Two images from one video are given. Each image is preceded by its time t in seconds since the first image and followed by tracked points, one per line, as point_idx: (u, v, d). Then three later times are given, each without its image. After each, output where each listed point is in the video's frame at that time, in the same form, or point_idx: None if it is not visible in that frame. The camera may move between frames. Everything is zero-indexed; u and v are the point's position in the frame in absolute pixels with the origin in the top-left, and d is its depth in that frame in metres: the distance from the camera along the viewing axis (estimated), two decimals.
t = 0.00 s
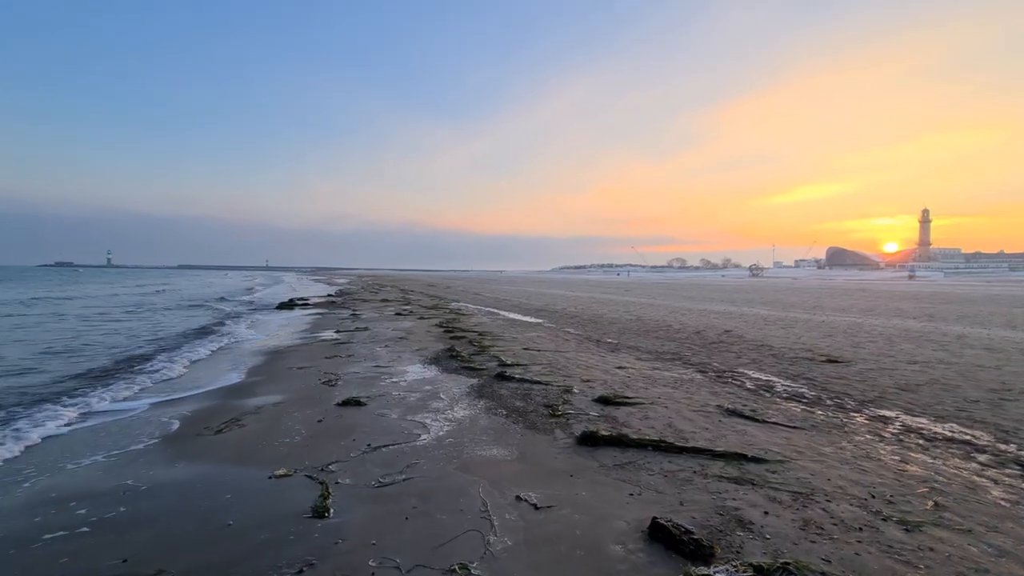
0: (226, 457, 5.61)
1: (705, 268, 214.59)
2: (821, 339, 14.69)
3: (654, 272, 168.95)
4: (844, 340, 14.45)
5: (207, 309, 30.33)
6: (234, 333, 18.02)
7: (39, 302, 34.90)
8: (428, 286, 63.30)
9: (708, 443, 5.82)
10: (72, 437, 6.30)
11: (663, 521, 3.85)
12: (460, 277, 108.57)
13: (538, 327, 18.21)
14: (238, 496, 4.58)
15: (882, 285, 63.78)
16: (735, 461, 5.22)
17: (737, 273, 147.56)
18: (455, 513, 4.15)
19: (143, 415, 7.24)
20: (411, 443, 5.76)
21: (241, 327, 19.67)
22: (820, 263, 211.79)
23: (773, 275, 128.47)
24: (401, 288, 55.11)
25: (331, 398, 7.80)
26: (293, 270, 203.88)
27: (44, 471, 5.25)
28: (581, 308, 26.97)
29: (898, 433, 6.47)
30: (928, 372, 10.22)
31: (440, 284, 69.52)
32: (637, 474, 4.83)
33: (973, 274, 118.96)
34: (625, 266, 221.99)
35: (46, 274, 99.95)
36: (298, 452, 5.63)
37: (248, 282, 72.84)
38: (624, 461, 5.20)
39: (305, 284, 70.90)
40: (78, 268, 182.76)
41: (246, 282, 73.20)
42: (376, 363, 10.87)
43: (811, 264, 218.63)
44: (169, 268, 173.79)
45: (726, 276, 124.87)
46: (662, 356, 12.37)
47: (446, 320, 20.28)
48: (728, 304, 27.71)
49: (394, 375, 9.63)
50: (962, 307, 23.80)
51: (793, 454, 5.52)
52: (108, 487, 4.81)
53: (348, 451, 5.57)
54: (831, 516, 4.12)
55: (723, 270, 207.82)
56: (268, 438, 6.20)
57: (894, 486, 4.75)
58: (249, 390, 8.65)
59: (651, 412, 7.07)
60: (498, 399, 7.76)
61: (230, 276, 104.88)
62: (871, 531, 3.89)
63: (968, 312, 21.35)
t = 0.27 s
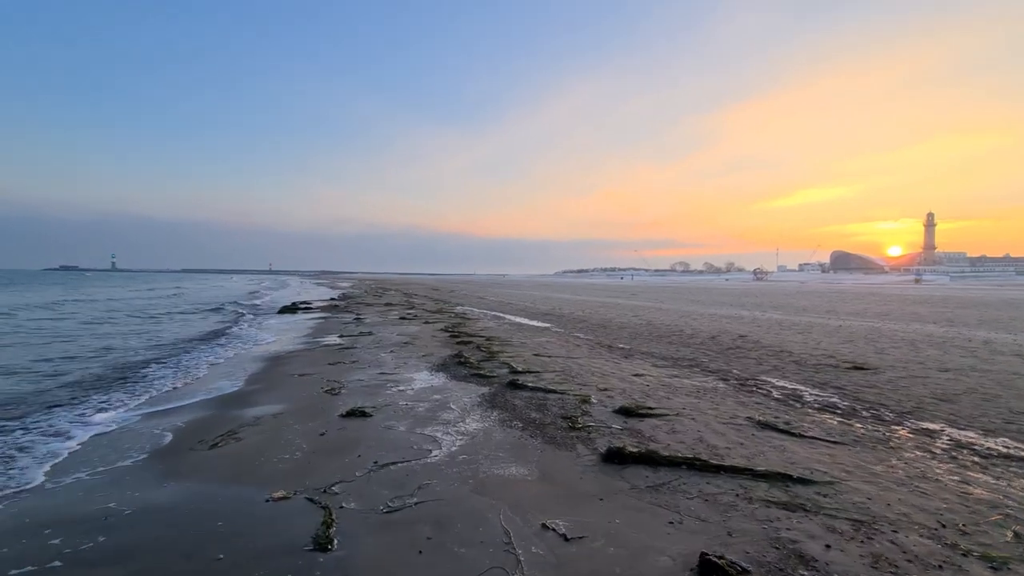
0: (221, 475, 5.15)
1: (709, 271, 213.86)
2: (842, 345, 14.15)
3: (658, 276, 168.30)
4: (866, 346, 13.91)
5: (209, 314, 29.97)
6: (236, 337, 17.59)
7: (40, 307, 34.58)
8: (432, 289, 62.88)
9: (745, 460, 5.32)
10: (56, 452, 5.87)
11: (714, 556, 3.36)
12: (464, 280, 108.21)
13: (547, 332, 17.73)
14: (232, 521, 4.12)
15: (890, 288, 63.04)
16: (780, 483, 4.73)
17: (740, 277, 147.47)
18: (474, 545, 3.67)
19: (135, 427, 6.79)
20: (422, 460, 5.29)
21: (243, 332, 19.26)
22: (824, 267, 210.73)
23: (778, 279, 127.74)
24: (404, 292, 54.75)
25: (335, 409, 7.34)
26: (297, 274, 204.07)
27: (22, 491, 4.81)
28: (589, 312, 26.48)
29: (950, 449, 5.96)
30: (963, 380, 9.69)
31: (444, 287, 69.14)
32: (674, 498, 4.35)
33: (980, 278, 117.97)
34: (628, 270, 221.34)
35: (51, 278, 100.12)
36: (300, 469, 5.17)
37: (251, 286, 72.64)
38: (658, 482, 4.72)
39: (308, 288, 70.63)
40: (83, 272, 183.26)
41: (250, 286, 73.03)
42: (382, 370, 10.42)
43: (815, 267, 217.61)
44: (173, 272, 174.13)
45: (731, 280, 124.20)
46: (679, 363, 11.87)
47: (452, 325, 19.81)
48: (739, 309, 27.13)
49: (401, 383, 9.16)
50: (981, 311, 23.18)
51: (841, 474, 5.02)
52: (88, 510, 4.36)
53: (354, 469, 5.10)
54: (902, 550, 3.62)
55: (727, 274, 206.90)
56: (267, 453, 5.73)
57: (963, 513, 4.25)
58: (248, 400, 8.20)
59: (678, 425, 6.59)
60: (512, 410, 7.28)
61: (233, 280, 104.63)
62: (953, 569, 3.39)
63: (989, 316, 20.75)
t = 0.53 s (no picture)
0: (212, 494, 4.73)
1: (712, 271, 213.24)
2: (861, 347, 13.68)
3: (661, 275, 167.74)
4: (886, 348, 13.44)
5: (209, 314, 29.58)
6: (234, 339, 17.16)
7: (39, 308, 34.21)
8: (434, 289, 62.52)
9: (783, 478, 4.88)
10: (37, 467, 5.45)
11: None
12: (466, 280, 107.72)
13: (554, 333, 17.30)
14: (221, 551, 3.70)
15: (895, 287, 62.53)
16: (826, 505, 4.29)
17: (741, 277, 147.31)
18: None
19: (125, 438, 6.40)
20: (431, 477, 4.87)
21: (243, 333, 18.91)
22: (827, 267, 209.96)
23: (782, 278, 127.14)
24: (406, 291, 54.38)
25: (337, 417, 6.93)
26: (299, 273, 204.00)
27: None
28: (594, 312, 26.03)
29: (1000, 463, 5.51)
30: (995, 385, 9.23)
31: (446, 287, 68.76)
32: (712, 524, 3.92)
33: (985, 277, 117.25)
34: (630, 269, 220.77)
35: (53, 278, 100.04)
36: (298, 487, 4.75)
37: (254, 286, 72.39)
38: (691, 504, 4.28)
39: (310, 288, 70.34)
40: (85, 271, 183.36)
41: (252, 286, 72.77)
42: (385, 374, 9.99)
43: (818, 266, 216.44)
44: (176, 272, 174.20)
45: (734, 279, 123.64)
46: (693, 366, 11.42)
47: (456, 325, 19.37)
48: (748, 309, 26.64)
49: (405, 388, 8.73)
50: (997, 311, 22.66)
51: (891, 494, 4.58)
52: (63, 536, 3.95)
53: (356, 488, 4.68)
54: None
55: (729, 273, 206.16)
56: (263, 467, 5.32)
57: None
58: (245, 407, 7.78)
59: (703, 436, 6.15)
60: (524, 418, 6.86)
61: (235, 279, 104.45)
62: None
63: (1006, 317, 20.23)
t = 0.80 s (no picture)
0: (190, 514, 4.26)
1: (715, 272, 212.45)
2: (879, 351, 13.15)
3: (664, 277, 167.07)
4: (906, 352, 12.90)
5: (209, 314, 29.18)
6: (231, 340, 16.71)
7: (37, 308, 33.84)
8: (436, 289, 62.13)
9: (826, 499, 4.38)
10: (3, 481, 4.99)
11: None
12: (468, 281, 107.28)
13: (559, 335, 16.80)
14: None
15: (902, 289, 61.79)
16: (881, 532, 3.79)
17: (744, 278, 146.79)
18: None
19: (104, 448, 5.94)
20: (433, 496, 4.38)
21: (241, 334, 18.48)
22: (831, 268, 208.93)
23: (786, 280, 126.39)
24: (408, 292, 53.97)
25: (332, 425, 6.45)
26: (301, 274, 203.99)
27: None
28: (599, 313, 25.54)
29: None
30: None
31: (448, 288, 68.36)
32: (756, 557, 3.42)
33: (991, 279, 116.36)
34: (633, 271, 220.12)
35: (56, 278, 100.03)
36: (284, 507, 4.27)
37: (256, 286, 72.13)
38: (728, 530, 3.79)
39: (311, 288, 69.99)
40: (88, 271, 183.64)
41: (254, 287, 72.64)
42: (385, 378, 9.52)
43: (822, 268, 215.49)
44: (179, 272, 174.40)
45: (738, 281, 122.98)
46: (707, 370, 10.91)
47: (459, 326, 18.87)
48: (756, 310, 26.12)
49: (406, 394, 8.26)
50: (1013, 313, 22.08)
51: (951, 518, 4.07)
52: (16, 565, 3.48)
53: (350, 509, 4.20)
54: None
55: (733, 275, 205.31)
56: (248, 482, 4.83)
57: None
58: (235, 413, 7.32)
59: (729, 448, 5.65)
60: (533, 427, 6.38)
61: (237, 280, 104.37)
62: None
63: None
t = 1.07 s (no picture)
0: (160, 550, 3.82)
1: (717, 273, 211.74)
2: (899, 358, 12.64)
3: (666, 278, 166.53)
4: (927, 359, 12.39)
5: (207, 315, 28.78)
6: (228, 342, 16.29)
7: (36, 309, 33.51)
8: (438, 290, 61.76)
9: (872, 535, 3.90)
10: None
11: None
12: (470, 281, 106.93)
13: (565, 339, 16.33)
14: None
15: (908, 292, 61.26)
16: None
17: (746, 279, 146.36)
18: None
19: (77, 467, 5.51)
20: (431, 530, 3.92)
21: (237, 336, 18.04)
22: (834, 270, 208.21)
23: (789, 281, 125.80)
24: (410, 292, 53.57)
25: (324, 441, 6.00)
26: (303, 274, 203.87)
27: None
28: (604, 316, 25.06)
29: None
30: None
31: (450, 289, 68.01)
32: None
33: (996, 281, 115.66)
34: (635, 271, 219.57)
35: (58, 278, 99.99)
36: (265, 542, 3.82)
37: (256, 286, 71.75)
38: None
39: (313, 288, 69.76)
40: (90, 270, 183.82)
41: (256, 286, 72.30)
42: (383, 385, 9.06)
43: (825, 270, 214.67)
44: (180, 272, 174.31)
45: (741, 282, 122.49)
46: (720, 378, 10.44)
47: (461, 329, 18.41)
48: (764, 313, 25.57)
49: (405, 404, 7.80)
50: None
51: (1017, 560, 3.59)
52: None
53: (338, 545, 3.74)
54: None
55: (735, 276, 204.65)
56: (228, 510, 4.39)
57: None
58: (222, 426, 6.87)
59: (755, 470, 5.18)
60: (541, 444, 5.91)
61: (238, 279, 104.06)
62: None
63: None
